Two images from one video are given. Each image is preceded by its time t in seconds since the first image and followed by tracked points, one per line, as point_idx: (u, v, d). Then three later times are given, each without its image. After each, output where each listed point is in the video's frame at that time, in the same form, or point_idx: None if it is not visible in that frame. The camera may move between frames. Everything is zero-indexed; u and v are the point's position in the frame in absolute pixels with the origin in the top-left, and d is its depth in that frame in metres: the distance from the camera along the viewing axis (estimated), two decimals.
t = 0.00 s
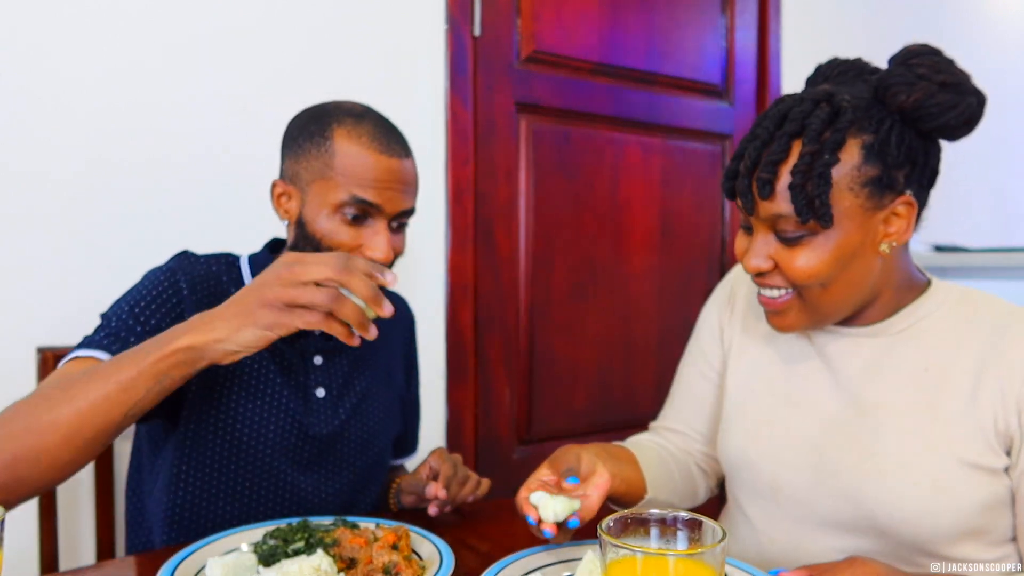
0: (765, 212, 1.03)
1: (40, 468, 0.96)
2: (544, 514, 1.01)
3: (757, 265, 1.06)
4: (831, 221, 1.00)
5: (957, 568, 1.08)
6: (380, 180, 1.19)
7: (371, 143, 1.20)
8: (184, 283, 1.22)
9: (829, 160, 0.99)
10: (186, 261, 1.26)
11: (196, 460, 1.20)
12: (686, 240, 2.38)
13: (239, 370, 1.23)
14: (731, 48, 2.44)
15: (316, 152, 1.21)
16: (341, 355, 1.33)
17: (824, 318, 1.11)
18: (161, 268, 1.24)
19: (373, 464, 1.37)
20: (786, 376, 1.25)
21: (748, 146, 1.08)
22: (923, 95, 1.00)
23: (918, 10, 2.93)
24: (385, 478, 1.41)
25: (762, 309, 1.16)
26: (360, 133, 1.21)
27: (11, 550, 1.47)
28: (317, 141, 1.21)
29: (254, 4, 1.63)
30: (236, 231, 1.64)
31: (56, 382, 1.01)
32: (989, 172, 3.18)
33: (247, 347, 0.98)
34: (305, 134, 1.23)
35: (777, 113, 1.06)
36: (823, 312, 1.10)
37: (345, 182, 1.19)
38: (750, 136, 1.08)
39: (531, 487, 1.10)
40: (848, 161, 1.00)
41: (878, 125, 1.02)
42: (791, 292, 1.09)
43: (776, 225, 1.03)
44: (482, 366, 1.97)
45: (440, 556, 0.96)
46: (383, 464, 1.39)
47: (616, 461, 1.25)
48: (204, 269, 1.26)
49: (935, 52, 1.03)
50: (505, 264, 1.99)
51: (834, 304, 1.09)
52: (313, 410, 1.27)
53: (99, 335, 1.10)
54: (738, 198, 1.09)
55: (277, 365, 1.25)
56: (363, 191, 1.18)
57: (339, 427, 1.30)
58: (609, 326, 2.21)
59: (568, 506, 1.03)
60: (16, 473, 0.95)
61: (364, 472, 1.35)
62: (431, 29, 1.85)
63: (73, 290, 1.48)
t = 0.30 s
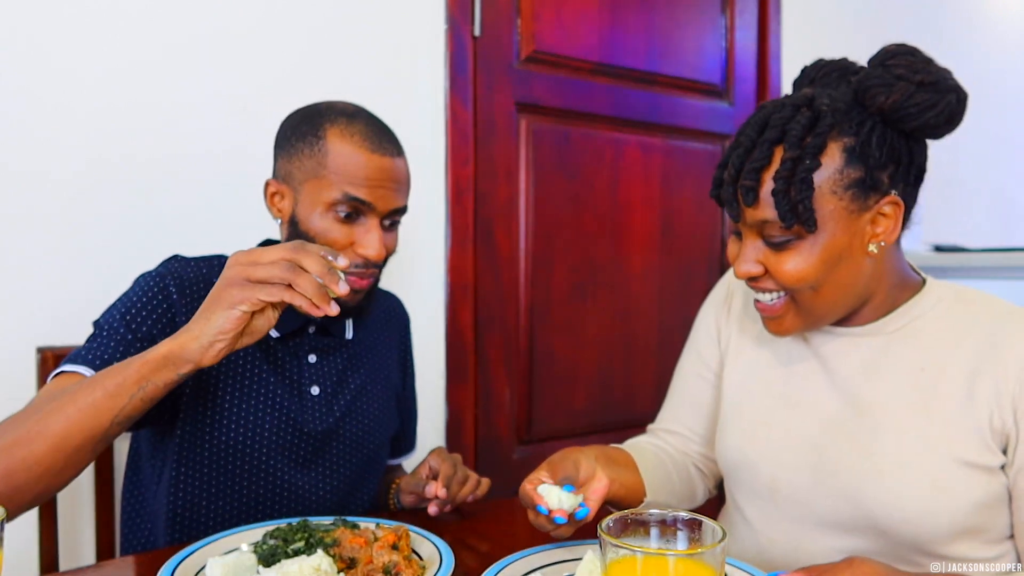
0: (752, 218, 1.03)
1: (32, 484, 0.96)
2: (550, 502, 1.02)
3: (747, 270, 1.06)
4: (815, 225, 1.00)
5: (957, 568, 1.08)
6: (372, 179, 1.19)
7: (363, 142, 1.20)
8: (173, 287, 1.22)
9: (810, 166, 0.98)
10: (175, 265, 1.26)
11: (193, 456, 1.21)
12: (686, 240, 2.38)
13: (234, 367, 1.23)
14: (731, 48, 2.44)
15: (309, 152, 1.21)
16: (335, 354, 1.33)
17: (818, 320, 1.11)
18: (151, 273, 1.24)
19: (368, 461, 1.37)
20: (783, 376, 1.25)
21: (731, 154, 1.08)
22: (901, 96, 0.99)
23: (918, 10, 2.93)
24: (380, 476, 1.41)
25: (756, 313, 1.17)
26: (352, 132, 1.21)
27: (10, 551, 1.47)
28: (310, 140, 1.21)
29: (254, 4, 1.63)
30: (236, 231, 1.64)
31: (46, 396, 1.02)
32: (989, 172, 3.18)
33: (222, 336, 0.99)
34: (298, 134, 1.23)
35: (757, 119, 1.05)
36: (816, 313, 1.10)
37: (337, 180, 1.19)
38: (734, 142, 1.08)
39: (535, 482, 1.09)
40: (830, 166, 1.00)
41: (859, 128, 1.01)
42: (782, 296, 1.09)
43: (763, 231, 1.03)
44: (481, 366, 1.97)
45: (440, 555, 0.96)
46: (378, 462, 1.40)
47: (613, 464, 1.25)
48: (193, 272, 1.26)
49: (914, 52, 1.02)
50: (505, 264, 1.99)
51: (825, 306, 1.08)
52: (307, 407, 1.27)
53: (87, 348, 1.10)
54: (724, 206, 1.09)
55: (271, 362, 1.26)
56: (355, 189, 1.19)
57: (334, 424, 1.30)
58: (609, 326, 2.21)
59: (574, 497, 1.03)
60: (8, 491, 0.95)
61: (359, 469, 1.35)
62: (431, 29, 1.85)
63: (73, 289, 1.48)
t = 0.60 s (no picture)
0: (749, 222, 1.04)
1: (41, 476, 0.96)
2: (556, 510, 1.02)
3: (746, 273, 1.06)
4: (811, 227, 1.00)
5: (957, 568, 1.08)
6: (365, 178, 1.19)
7: (356, 141, 1.20)
8: (168, 288, 1.22)
9: (803, 169, 0.99)
10: (169, 266, 1.26)
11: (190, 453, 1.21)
12: (686, 240, 2.38)
13: (229, 365, 1.23)
14: (731, 48, 2.44)
15: (302, 152, 1.21)
16: (332, 352, 1.33)
17: (817, 322, 1.11)
18: (145, 274, 1.24)
19: (365, 460, 1.37)
20: (782, 375, 1.25)
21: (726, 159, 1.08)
22: (893, 97, 0.99)
23: (918, 10, 2.93)
24: (377, 473, 1.41)
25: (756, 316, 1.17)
26: (346, 132, 1.21)
27: (10, 551, 1.47)
28: (303, 140, 1.21)
29: (254, 4, 1.63)
30: (236, 231, 1.64)
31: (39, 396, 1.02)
32: (989, 173, 3.18)
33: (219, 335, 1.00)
34: (291, 134, 1.23)
35: (751, 123, 1.05)
36: (815, 316, 1.10)
37: (330, 180, 1.19)
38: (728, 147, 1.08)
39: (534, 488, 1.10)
40: (824, 168, 1.00)
41: (852, 129, 1.01)
42: (781, 299, 1.09)
43: (761, 234, 1.03)
44: (482, 366, 1.97)
45: (440, 555, 0.96)
46: (375, 460, 1.39)
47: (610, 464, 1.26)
48: (189, 272, 1.26)
49: (905, 51, 1.01)
50: (505, 265, 1.99)
51: (824, 308, 1.08)
52: (304, 405, 1.27)
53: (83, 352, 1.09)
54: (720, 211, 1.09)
55: (267, 360, 1.26)
56: (348, 188, 1.19)
57: (331, 422, 1.30)
58: (608, 326, 2.22)
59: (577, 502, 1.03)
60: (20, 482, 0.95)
61: (356, 467, 1.35)
62: (431, 29, 1.85)
63: (74, 289, 1.48)
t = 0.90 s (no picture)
0: (750, 232, 1.03)
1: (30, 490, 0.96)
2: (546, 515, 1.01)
3: (749, 281, 1.05)
4: (814, 235, 1.00)
5: (957, 568, 1.08)
6: (361, 179, 1.19)
7: (353, 142, 1.20)
8: (167, 289, 1.22)
9: (805, 177, 0.98)
10: (168, 266, 1.26)
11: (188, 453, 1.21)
12: (685, 240, 2.38)
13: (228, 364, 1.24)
14: (731, 48, 2.44)
15: (299, 152, 1.21)
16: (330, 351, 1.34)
17: (821, 326, 1.12)
18: (144, 275, 1.24)
19: (364, 459, 1.37)
20: (782, 376, 1.25)
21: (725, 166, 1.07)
22: (891, 101, 0.99)
23: (918, 10, 2.93)
24: (376, 473, 1.41)
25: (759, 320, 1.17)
26: (343, 133, 1.21)
27: (10, 551, 1.47)
28: (301, 140, 1.21)
29: (254, 4, 1.63)
30: (236, 231, 1.64)
31: (38, 401, 1.00)
32: (989, 173, 3.19)
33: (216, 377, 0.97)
34: (290, 134, 1.23)
35: (748, 131, 1.04)
36: (818, 320, 1.10)
37: (326, 180, 1.19)
38: (725, 155, 1.08)
39: (528, 489, 1.13)
40: (825, 175, 0.99)
41: (851, 134, 1.00)
42: (784, 305, 1.09)
43: (762, 243, 1.03)
44: (481, 366, 1.97)
45: (440, 555, 0.96)
46: (374, 460, 1.39)
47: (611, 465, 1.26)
48: (186, 273, 1.26)
49: (902, 54, 1.01)
50: (506, 265, 1.99)
51: (827, 313, 1.08)
52: (302, 405, 1.27)
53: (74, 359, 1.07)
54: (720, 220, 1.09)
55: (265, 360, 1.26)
56: (344, 189, 1.19)
57: (329, 421, 1.30)
58: (609, 326, 2.22)
59: (569, 506, 1.03)
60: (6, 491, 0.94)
61: (355, 467, 1.35)
62: (431, 29, 1.85)
63: (73, 289, 1.48)
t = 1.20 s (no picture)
0: (747, 240, 1.03)
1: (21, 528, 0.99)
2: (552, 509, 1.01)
3: (747, 287, 1.05)
4: (811, 243, 1.00)
5: (957, 568, 1.08)
6: (345, 178, 1.19)
7: (339, 141, 1.19)
8: (164, 291, 1.21)
9: (800, 186, 0.97)
10: (165, 267, 1.25)
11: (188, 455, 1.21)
12: (685, 240, 2.38)
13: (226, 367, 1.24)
14: (731, 48, 2.44)
15: (288, 150, 1.22)
16: (330, 352, 1.34)
17: (822, 330, 1.12)
18: (142, 277, 1.22)
19: (362, 460, 1.37)
20: (782, 377, 1.25)
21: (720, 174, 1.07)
22: (886, 107, 0.98)
23: (918, 10, 2.93)
24: (375, 474, 1.41)
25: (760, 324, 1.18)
26: (330, 131, 1.20)
27: (10, 551, 1.47)
28: (290, 139, 1.22)
29: (255, 4, 1.63)
30: (237, 231, 1.65)
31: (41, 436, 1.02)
32: (989, 172, 3.19)
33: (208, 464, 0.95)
34: (281, 133, 1.24)
35: (743, 139, 1.04)
36: (819, 325, 1.11)
37: (311, 179, 1.19)
38: (721, 161, 1.07)
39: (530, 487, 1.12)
40: (820, 182, 0.99)
41: (846, 140, 1.00)
42: (783, 310, 1.09)
43: (760, 250, 1.03)
44: (481, 366, 1.97)
45: (440, 556, 0.96)
46: (373, 461, 1.39)
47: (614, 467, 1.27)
48: (185, 274, 1.25)
49: (897, 58, 1.00)
50: (505, 265, 1.99)
51: (826, 318, 1.09)
52: (301, 405, 1.28)
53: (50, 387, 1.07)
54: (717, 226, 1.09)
55: (263, 360, 1.27)
56: (327, 188, 1.19)
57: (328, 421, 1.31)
58: (608, 326, 2.22)
59: (576, 500, 1.02)
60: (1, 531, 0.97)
61: (354, 468, 1.35)
62: (431, 29, 1.85)
63: (73, 288, 1.48)
